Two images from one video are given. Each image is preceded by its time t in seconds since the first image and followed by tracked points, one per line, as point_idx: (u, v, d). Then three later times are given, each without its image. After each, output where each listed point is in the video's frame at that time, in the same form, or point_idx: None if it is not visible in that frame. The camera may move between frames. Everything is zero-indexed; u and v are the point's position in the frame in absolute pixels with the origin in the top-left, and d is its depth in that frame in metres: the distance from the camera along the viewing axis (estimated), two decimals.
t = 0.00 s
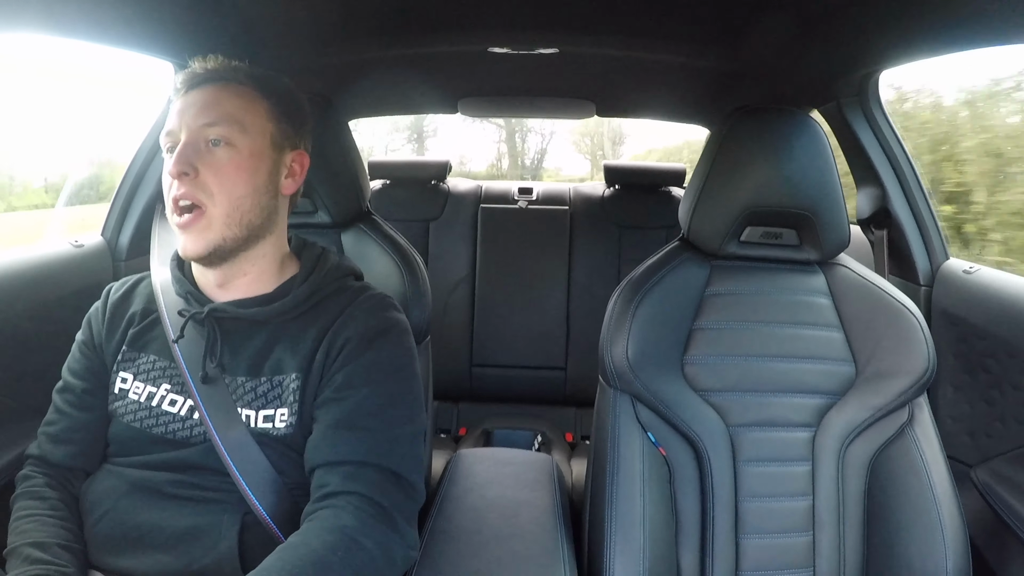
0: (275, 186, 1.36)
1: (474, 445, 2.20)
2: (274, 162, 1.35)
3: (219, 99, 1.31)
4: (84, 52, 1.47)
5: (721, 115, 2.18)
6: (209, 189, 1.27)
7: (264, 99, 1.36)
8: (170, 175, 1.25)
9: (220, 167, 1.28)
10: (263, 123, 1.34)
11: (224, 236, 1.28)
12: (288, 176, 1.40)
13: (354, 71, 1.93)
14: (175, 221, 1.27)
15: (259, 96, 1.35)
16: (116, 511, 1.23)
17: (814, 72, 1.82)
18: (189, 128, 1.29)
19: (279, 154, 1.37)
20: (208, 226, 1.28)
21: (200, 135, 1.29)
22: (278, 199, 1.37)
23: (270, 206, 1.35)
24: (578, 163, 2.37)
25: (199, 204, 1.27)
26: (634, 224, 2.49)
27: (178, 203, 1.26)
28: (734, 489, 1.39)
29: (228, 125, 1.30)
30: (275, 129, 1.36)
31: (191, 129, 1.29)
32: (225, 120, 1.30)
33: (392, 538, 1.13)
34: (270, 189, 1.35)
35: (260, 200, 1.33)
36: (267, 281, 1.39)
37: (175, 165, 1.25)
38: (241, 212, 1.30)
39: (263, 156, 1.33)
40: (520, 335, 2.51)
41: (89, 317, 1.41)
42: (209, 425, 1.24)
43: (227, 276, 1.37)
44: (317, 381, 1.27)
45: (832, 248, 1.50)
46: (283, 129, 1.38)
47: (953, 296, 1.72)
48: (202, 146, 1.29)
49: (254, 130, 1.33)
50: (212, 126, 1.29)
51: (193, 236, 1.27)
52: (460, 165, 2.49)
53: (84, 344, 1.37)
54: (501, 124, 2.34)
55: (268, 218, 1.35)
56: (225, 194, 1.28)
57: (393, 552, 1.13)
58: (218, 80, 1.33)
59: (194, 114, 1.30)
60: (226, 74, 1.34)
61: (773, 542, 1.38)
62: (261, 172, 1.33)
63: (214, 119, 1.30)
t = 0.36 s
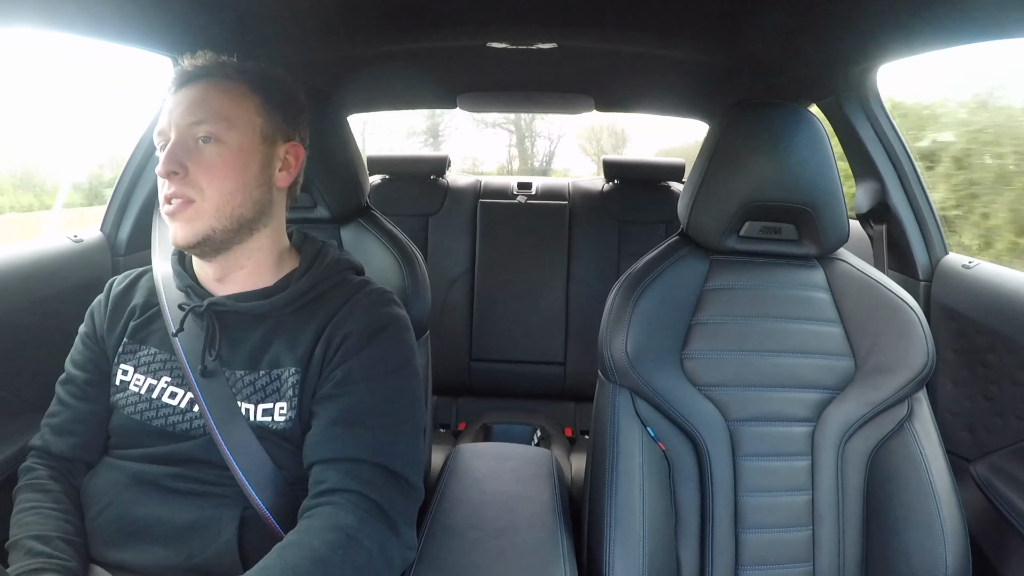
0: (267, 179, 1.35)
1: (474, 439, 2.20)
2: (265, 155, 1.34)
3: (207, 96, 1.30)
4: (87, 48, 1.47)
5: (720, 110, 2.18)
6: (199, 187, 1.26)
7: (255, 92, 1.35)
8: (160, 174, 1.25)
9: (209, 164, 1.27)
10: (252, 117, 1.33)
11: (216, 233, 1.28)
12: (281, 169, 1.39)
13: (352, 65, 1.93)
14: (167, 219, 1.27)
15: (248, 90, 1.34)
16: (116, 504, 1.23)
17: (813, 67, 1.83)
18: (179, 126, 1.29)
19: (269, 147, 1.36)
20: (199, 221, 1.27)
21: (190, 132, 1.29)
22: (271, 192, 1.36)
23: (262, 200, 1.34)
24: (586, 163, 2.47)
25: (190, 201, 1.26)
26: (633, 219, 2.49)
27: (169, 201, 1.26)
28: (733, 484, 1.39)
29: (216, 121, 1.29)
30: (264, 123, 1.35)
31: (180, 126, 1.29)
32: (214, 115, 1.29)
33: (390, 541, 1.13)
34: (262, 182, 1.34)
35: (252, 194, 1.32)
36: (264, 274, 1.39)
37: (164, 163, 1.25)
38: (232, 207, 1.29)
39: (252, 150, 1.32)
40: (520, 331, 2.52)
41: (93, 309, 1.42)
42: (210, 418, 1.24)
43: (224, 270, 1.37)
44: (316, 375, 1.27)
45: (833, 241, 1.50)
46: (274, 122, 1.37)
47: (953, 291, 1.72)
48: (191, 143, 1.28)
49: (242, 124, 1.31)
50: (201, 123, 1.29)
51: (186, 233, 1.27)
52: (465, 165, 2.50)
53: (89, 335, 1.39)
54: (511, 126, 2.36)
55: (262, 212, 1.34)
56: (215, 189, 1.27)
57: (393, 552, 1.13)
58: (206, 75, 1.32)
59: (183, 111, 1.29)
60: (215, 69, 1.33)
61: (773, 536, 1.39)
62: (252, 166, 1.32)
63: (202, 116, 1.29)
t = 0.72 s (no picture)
0: (266, 181, 1.35)
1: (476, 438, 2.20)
2: (263, 157, 1.34)
3: (204, 98, 1.30)
4: (87, 49, 1.47)
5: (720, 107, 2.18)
6: (199, 190, 1.26)
7: (254, 94, 1.35)
8: (159, 178, 1.24)
9: (208, 166, 1.27)
10: (249, 119, 1.33)
11: (216, 235, 1.28)
12: (280, 170, 1.39)
13: (352, 64, 1.93)
14: (167, 222, 1.27)
15: (246, 91, 1.34)
16: (119, 506, 1.23)
17: (813, 63, 1.82)
18: (176, 128, 1.29)
19: (268, 149, 1.36)
20: (200, 225, 1.27)
21: (188, 135, 1.28)
22: (269, 193, 1.36)
23: (261, 202, 1.34)
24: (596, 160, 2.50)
25: (190, 204, 1.26)
26: (634, 216, 2.49)
27: (168, 205, 1.26)
28: (736, 481, 1.38)
29: (214, 123, 1.29)
30: (262, 124, 1.35)
31: (178, 128, 1.28)
32: (212, 118, 1.29)
33: (394, 542, 1.13)
34: (261, 184, 1.34)
35: (252, 196, 1.32)
36: (264, 276, 1.39)
37: (163, 167, 1.24)
38: (232, 210, 1.29)
39: (251, 151, 1.32)
40: (521, 329, 2.51)
41: (94, 312, 1.42)
42: (211, 421, 1.24)
43: (224, 272, 1.37)
44: (317, 376, 1.27)
45: (833, 237, 1.50)
46: (272, 123, 1.37)
47: (954, 286, 1.72)
48: (189, 146, 1.28)
49: (240, 126, 1.31)
50: (199, 126, 1.29)
51: (186, 237, 1.27)
52: (477, 168, 2.61)
53: (90, 338, 1.39)
54: (522, 133, 2.39)
55: (261, 214, 1.35)
56: (215, 192, 1.27)
57: (396, 554, 1.12)
58: (202, 77, 1.32)
59: (181, 114, 1.29)
60: (214, 70, 1.33)
61: (776, 533, 1.38)
62: (250, 169, 1.32)
63: (200, 118, 1.29)
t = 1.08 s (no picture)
0: (251, 182, 1.33)
1: (477, 444, 2.20)
2: (247, 158, 1.33)
3: (186, 104, 1.30)
4: (91, 56, 1.48)
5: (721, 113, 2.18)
6: (183, 195, 1.26)
7: (238, 97, 1.34)
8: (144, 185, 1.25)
9: (191, 171, 1.27)
10: (230, 121, 1.32)
11: (203, 240, 1.27)
12: (267, 170, 1.37)
13: (353, 70, 1.93)
14: (156, 229, 1.27)
15: (227, 95, 1.33)
16: (120, 511, 1.23)
17: (815, 69, 1.82)
18: (159, 137, 1.29)
19: (252, 149, 1.34)
20: (186, 229, 1.26)
21: (169, 142, 1.28)
22: (258, 194, 1.35)
23: (249, 203, 1.33)
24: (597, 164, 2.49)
25: (175, 210, 1.26)
26: (635, 222, 2.49)
27: (155, 212, 1.26)
28: (736, 487, 1.38)
29: (194, 128, 1.28)
30: (244, 126, 1.34)
31: (160, 137, 1.28)
32: (192, 124, 1.29)
33: (396, 546, 1.13)
34: (246, 186, 1.32)
35: (237, 198, 1.31)
36: (258, 277, 1.38)
37: (146, 174, 1.25)
38: (217, 213, 1.28)
39: (233, 153, 1.31)
40: (521, 334, 2.51)
41: (95, 316, 1.42)
42: (212, 425, 1.24)
43: (220, 277, 1.37)
44: (317, 379, 1.27)
45: (834, 244, 1.50)
46: (253, 125, 1.35)
47: (954, 293, 1.72)
48: (172, 152, 1.28)
49: (220, 129, 1.31)
50: (180, 132, 1.28)
51: (174, 242, 1.27)
52: (487, 172, 2.53)
53: (91, 343, 1.39)
54: (531, 138, 2.35)
55: (250, 215, 1.33)
56: (199, 196, 1.27)
57: (400, 558, 1.12)
58: (184, 84, 1.32)
59: (163, 122, 1.29)
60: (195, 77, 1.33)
61: (776, 539, 1.38)
62: (234, 171, 1.31)
63: (181, 125, 1.29)
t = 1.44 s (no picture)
0: (246, 181, 1.33)
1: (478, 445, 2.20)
2: (242, 157, 1.33)
3: (180, 104, 1.30)
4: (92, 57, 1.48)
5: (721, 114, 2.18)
6: (177, 194, 1.26)
7: (232, 100, 1.34)
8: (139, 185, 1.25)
9: (185, 170, 1.27)
10: (224, 120, 1.32)
11: (198, 238, 1.27)
12: (262, 170, 1.37)
13: (354, 71, 1.93)
14: (152, 228, 1.27)
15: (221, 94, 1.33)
16: (121, 512, 1.23)
17: (816, 70, 1.82)
18: (155, 135, 1.29)
19: (246, 149, 1.34)
20: (181, 228, 1.26)
21: (164, 141, 1.28)
22: (253, 194, 1.35)
23: (244, 202, 1.33)
24: (600, 166, 2.50)
25: (170, 209, 1.26)
26: (636, 223, 2.49)
27: (151, 211, 1.26)
28: (736, 489, 1.38)
29: (189, 127, 1.28)
30: (239, 125, 1.34)
31: (155, 137, 1.29)
32: (187, 122, 1.29)
33: (399, 549, 1.14)
34: (241, 185, 1.32)
35: (232, 196, 1.31)
36: (255, 277, 1.38)
37: (141, 174, 1.25)
38: (213, 212, 1.28)
39: (228, 152, 1.31)
40: (522, 335, 2.51)
41: (93, 320, 1.42)
42: (212, 426, 1.24)
43: (217, 276, 1.37)
44: (316, 379, 1.26)
45: (835, 245, 1.50)
46: (249, 124, 1.35)
47: (955, 294, 1.72)
48: (167, 152, 1.28)
49: (215, 129, 1.30)
50: (175, 130, 1.28)
51: (170, 241, 1.27)
52: (498, 172, 2.51)
53: (89, 346, 1.39)
54: (540, 141, 2.36)
55: (245, 214, 1.33)
56: (193, 194, 1.27)
57: (402, 562, 1.13)
58: (179, 84, 1.32)
59: (157, 122, 1.29)
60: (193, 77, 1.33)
61: (776, 540, 1.38)
62: (229, 170, 1.30)
63: (176, 123, 1.29)
